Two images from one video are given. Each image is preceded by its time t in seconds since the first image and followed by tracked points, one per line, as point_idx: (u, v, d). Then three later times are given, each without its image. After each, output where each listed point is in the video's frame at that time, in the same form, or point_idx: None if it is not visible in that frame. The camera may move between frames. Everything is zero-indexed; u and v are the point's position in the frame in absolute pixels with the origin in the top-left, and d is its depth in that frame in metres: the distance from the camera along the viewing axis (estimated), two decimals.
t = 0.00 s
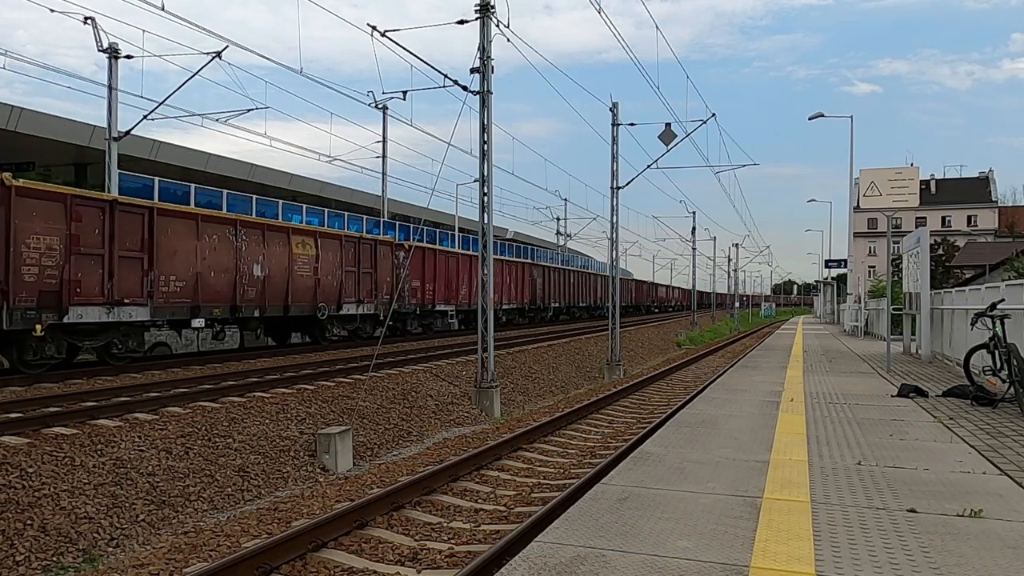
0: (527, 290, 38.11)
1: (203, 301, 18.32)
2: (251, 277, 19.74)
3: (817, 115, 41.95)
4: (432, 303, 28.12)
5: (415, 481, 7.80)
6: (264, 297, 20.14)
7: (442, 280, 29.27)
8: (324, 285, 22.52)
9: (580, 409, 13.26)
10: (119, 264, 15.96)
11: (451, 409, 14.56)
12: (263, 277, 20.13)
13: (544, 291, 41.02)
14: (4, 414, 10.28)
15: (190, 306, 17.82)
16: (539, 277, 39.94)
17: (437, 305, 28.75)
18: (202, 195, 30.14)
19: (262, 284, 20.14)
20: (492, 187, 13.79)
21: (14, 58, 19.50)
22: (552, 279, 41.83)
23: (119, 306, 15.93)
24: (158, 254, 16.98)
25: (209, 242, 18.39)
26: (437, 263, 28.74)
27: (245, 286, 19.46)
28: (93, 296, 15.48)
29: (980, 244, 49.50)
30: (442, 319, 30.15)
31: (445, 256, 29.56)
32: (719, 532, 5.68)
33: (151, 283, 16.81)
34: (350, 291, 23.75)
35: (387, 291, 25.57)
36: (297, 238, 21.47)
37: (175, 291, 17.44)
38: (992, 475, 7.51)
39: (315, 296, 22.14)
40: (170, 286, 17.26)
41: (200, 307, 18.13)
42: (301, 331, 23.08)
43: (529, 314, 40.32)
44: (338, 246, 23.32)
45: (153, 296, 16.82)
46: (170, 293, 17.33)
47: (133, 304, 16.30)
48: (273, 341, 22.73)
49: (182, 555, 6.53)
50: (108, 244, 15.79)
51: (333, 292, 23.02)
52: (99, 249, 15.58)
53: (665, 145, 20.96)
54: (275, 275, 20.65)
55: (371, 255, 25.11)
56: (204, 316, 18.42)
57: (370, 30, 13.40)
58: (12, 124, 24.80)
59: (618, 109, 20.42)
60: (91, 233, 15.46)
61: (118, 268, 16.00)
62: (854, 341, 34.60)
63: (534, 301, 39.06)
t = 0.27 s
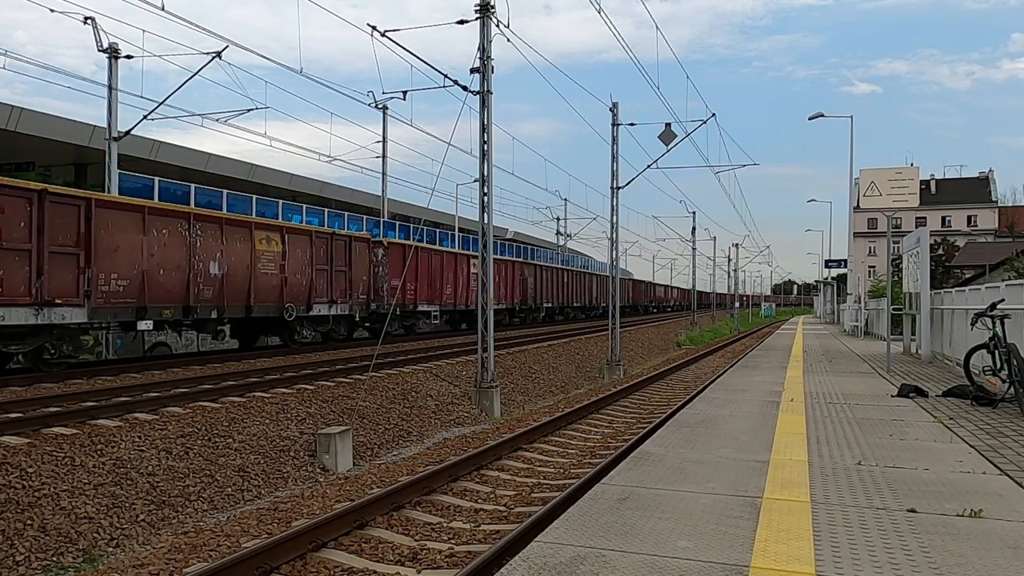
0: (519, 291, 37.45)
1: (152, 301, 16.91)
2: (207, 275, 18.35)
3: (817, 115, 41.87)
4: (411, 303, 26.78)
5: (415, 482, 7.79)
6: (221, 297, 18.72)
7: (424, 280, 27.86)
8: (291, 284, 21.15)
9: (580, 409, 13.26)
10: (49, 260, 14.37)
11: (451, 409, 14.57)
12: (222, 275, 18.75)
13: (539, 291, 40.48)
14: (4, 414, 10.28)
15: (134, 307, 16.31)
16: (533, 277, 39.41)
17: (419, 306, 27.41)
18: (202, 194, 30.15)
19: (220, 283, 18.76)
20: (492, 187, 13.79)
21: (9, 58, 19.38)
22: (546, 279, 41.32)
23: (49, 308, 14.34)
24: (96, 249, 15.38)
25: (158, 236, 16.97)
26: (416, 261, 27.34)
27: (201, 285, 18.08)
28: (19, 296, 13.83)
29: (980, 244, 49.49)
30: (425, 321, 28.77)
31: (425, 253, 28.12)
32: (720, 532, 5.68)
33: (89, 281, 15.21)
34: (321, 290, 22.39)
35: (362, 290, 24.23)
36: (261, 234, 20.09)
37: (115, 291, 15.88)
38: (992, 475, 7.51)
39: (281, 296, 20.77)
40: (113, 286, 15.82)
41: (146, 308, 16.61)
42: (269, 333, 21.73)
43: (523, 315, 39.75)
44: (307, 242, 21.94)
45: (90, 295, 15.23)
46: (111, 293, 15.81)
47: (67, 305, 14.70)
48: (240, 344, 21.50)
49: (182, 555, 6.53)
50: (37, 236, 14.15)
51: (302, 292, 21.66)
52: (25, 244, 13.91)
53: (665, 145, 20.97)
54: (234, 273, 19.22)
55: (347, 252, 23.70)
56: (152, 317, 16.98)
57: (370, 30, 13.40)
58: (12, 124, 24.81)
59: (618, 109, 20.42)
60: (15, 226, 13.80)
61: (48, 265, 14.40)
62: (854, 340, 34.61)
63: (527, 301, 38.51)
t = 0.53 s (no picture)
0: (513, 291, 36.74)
1: (90, 300, 15.45)
2: (156, 273, 16.83)
3: (818, 114, 42.32)
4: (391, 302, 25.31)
5: (415, 482, 7.79)
6: (174, 297, 17.27)
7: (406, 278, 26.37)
8: (254, 283, 19.63)
9: (580, 409, 13.26)
10: None
11: (451, 409, 14.57)
12: (173, 273, 17.23)
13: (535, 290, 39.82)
14: (4, 414, 10.27)
15: (69, 308, 14.87)
16: (529, 276, 38.75)
17: (399, 306, 25.97)
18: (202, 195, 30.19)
19: (172, 281, 17.25)
20: (492, 187, 13.80)
21: (9, 57, 18.91)
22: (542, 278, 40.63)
23: None
24: (23, 244, 13.97)
25: (96, 231, 15.46)
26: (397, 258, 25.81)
27: (148, 284, 16.56)
28: None
29: (980, 244, 49.50)
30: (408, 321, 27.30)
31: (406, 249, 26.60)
32: (720, 532, 5.68)
33: (14, 279, 13.79)
34: (289, 290, 20.90)
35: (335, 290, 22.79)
36: (219, 228, 18.54)
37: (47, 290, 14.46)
38: (991, 474, 7.51)
39: (243, 295, 19.26)
40: (41, 285, 14.33)
41: (82, 309, 15.15)
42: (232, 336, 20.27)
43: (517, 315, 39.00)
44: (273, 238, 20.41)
45: (15, 295, 13.80)
46: (40, 293, 14.38)
47: None
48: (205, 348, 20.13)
49: (182, 555, 6.53)
50: None
51: (267, 291, 20.16)
52: None
53: (665, 146, 20.97)
54: (189, 270, 17.72)
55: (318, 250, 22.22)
56: (90, 319, 15.52)
57: (370, 30, 13.41)
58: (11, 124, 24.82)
59: (618, 109, 20.46)
60: None
61: None
62: (854, 340, 34.62)
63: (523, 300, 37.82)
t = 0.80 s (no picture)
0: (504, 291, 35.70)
1: (15, 300, 13.83)
2: (94, 271, 15.22)
3: (818, 114, 42.48)
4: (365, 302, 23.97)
5: (415, 482, 7.79)
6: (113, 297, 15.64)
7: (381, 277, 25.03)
8: (211, 282, 18.07)
9: (580, 409, 13.26)
10: None
11: (451, 409, 14.57)
12: (115, 271, 15.63)
13: (527, 290, 38.70)
14: (4, 414, 10.27)
15: None
16: (522, 276, 37.73)
17: (375, 305, 24.64)
18: (202, 194, 30.20)
19: (113, 280, 15.64)
20: (492, 187, 13.80)
21: (9, 57, 18.50)
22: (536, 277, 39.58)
23: None
24: None
25: (22, 222, 13.84)
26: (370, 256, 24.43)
27: (84, 283, 14.96)
28: None
29: (980, 244, 49.49)
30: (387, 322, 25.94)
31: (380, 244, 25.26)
32: (720, 532, 5.68)
33: None
34: (251, 289, 19.37)
35: (304, 289, 21.37)
36: (170, 221, 16.90)
37: None
38: (991, 474, 7.51)
39: (198, 295, 17.71)
40: None
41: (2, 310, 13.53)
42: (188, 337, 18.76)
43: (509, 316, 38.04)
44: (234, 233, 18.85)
45: None
46: None
47: None
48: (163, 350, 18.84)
49: (182, 555, 6.53)
50: None
51: (226, 290, 18.57)
52: None
53: (665, 146, 20.97)
54: (134, 268, 16.08)
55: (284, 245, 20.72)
56: (14, 321, 13.90)
57: (371, 30, 13.41)
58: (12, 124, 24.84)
59: (618, 109, 20.47)
60: None
61: None
62: (853, 340, 34.62)
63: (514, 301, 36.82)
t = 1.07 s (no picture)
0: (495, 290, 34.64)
1: None
2: (20, 267, 13.96)
3: (817, 114, 42.55)
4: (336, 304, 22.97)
5: (415, 482, 7.79)
6: (42, 296, 14.39)
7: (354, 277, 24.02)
8: (159, 280, 16.89)
9: (580, 409, 13.25)
10: None
11: (451, 409, 14.57)
12: (44, 268, 14.37)
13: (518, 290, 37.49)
14: (4, 414, 10.27)
15: None
16: (512, 275, 36.46)
17: (347, 305, 23.52)
18: (202, 194, 30.20)
19: (42, 277, 14.41)
20: (492, 187, 13.80)
21: (9, 57, 18.98)
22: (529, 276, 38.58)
23: None
24: None
25: None
26: (342, 255, 23.45)
27: (7, 280, 13.70)
28: None
29: (980, 244, 49.49)
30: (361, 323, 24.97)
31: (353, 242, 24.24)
32: (720, 532, 5.68)
33: None
34: (206, 288, 18.20)
35: (267, 288, 20.15)
36: (111, 214, 15.63)
37: None
38: (991, 475, 7.50)
39: (144, 294, 16.54)
40: None
41: None
42: (142, 341, 17.79)
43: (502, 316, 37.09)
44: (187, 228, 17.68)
45: None
46: None
47: None
48: (112, 354, 17.80)
49: (182, 555, 6.53)
50: None
51: (177, 289, 17.43)
52: None
53: (665, 146, 20.97)
54: (67, 265, 14.82)
55: (245, 242, 19.51)
56: None
57: (371, 30, 13.42)
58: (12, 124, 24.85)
59: (618, 109, 20.47)
60: None
61: None
62: (854, 340, 34.63)
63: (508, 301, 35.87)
